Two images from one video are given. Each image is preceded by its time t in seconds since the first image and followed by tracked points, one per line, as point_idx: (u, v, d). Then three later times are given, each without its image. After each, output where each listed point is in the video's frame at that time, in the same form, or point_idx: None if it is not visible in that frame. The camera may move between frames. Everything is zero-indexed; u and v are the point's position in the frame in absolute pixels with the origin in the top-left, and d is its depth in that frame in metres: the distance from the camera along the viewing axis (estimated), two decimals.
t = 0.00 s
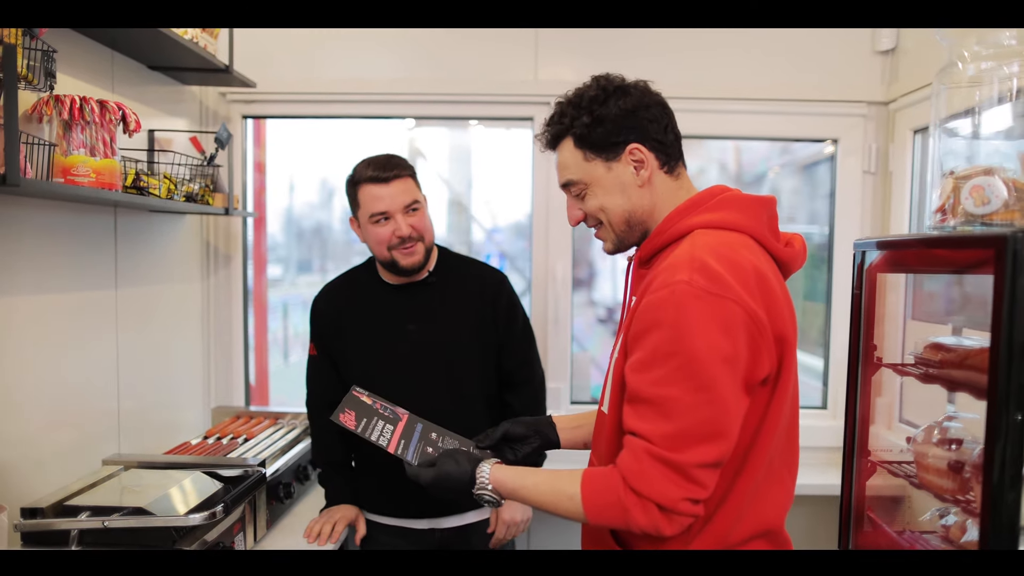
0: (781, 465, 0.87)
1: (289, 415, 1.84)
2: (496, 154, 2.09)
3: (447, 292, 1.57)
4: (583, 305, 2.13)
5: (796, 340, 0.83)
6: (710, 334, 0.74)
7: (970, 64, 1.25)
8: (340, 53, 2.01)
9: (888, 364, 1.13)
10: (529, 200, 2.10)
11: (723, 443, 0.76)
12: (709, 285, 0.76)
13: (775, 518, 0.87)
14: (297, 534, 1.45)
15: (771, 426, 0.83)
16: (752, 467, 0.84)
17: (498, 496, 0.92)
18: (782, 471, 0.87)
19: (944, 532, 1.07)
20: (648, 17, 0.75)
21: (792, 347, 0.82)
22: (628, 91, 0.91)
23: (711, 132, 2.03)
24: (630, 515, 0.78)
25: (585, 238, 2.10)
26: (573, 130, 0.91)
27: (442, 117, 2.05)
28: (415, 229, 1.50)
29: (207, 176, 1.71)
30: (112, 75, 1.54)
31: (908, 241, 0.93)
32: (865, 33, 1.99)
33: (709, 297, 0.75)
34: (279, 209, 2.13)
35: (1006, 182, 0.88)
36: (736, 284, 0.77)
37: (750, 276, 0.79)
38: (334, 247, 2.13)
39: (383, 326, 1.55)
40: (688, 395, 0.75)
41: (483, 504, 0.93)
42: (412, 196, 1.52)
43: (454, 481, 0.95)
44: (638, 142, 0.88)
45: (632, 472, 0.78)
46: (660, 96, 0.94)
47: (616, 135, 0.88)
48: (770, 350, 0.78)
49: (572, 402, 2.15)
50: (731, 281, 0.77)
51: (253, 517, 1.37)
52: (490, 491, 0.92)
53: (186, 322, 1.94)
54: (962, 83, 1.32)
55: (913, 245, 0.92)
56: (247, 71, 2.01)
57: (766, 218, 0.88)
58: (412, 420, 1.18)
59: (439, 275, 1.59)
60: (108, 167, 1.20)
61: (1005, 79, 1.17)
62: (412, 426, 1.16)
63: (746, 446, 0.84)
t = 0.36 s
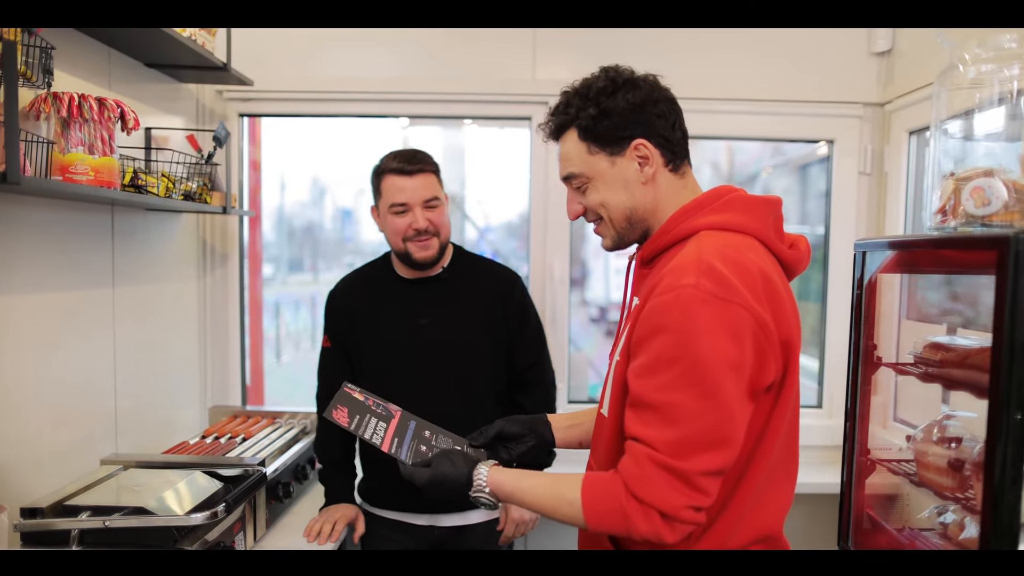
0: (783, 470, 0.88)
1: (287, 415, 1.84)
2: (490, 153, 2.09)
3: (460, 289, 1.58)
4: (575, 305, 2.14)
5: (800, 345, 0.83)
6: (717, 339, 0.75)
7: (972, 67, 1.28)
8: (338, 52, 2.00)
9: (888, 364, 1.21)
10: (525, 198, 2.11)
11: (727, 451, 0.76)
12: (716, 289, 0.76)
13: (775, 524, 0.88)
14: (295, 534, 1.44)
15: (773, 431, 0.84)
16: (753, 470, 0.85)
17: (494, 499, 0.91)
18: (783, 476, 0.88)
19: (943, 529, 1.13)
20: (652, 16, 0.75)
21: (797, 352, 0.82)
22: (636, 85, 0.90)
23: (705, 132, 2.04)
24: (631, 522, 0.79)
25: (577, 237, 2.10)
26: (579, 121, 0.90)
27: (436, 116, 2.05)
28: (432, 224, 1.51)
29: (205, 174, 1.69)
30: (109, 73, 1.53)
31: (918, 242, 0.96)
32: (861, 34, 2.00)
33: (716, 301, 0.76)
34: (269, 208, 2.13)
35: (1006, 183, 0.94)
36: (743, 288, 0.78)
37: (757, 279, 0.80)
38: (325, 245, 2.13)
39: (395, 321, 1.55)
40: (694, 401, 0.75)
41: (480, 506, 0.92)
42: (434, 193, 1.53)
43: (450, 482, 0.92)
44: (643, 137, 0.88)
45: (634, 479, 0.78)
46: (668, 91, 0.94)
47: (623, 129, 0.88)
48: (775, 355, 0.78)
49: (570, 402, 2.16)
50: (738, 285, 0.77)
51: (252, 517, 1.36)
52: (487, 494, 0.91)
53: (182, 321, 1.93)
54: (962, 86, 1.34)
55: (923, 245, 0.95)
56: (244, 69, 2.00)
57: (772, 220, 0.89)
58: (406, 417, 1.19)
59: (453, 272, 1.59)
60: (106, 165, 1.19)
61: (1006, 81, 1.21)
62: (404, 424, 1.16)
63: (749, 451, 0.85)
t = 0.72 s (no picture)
0: (787, 467, 0.89)
1: (287, 413, 1.84)
2: (486, 152, 2.10)
3: (491, 294, 1.59)
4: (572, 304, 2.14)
5: (795, 342, 0.83)
6: (702, 345, 0.75)
7: (972, 69, 1.29)
8: (337, 51, 2.00)
9: (888, 362, 1.24)
10: (524, 197, 2.11)
11: (723, 456, 0.76)
12: (699, 294, 0.77)
13: (786, 522, 0.89)
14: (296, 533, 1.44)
15: (773, 429, 0.84)
16: (754, 471, 0.85)
17: (496, 508, 0.91)
18: (787, 474, 0.88)
19: (943, 526, 1.14)
20: (653, 16, 0.76)
21: (792, 349, 0.82)
22: (585, 114, 0.87)
23: (702, 131, 2.05)
24: (630, 530, 0.80)
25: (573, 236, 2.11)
26: (535, 157, 0.91)
27: (433, 115, 2.05)
28: (462, 235, 1.51)
29: (205, 172, 1.69)
30: (110, 71, 1.53)
31: (957, 242, 0.94)
32: (859, 35, 2.01)
33: (700, 307, 0.76)
34: (263, 207, 2.13)
35: (1007, 184, 0.97)
36: (728, 292, 0.78)
37: (743, 281, 0.80)
38: (321, 245, 2.14)
39: (422, 323, 1.56)
40: (682, 409, 0.76)
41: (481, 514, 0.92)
42: (466, 204, 1.51)
43: (453, 489, 0.92)
44: (597, 170, 0.88)
45: (630, 488, 0.79)
46: (628, 106, 0.90)
47: (575, 165, 0.88)
48: (765, 356, 0.78)
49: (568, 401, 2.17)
50: (722, 289, 0.77)
51: (255, 516, 1.36)
52: (488, 502, 0.91)
53: (182, 320, 1.93)
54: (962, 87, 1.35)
55: (959, 244, 0.93)
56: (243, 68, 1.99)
57: (754, 217, 0.89)
58: (408, 426, 1.16)
59: (484, 277, 1.60)
60: (108, 163, 1.19)
61: (1006, 82, 1.23)
62: (407, 432, 1.13)
63: (753, 451, 0.85)
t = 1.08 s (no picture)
0: (788, 462, 0.91)
1: (287, 408, 1.85)
2: (482, 148, 2.09)
3: (509, 292, 1.60)
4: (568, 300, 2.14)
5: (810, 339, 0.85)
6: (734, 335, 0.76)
7: (974, 65, 1.30)
8: (337, 46, 2.00)
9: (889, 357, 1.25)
10: (524, 193, 2.11)
11: (747, 445, 0.78)
12: (732, 285, 0.78)
13: (777, 519, 0.90)
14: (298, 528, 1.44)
15: (784, 424, 0.86)
16: (755, 466, 0.86)
17: (517, 499, 0.90)
18: (788, 469, 0.91)
19: (943, 519, 1.16)
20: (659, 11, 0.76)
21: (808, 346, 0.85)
22: (643, 78, 0.89)
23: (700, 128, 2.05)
24: (654, 517, 0.80)
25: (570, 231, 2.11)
26: (583, 113, 0.91)
27: (431, 111, 2.05)
28: (481, 237, 1.51)
29: (206, 167, 1.68)
30: (111, 67, 1.53)
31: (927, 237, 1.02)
32: (859, 32, 2.01)
33: (732, 298, 0.77)
34: (260, 202, 2.13)
35: (1008, 179, 0.98)
36: (757, 285, 0.79)
37: (771, 274, 0.81)
38: (317, 241, 2.14)
39: (441, 318, 1.56)
40: (712, 397, 0.77)
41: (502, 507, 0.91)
42: (485, 206, 1.49)
43: (472, 483, 0.92)
44: (645, 132, 0.88)
45: (655, 475, 0.79)
46: (682, 84, 0.92)
47: (625, 124, 0.88)
48: (788, 350, 0.80)
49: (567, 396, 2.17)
50: (753, 282, 0.79)
51: (257, 509, 1.37)
52: (509, 493, 0.90)
53: (182, 315, 1.92)
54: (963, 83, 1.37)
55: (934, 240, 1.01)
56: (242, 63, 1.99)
57: (781, 216, 0.90)
58: (421, 418, 1.19)
59: (503, 276, 1.61)
60: (111, 159, 1.19)
61: (1009, 79, 1.26)
62: (421, 426, 1.16)
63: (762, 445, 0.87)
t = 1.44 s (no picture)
0: (790, 458, 0.93)
1: (284, 405, 1.85)
2: (477, 146, 2.10)
3: (510, 291, 1.60)
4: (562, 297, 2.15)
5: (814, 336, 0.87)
6: (742, 331, 0.78)
7: (967, 66, 1.33)
8: (333, 44, 2.00)
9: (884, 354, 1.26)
10: (519, 190, 2.12)
11: (755, 439, 0.79)
12: (741, 280, 0.79)
13: (779, 516, 0.92)
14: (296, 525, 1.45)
15: (788, 420, 0.88)
16: (760, 462, 0.88)
17: (525, 495, 0.92)
18: (790, 465, 0.93)
19: (936, 513, 1.19)
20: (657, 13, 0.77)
21: (812, 343, 0.87)
22: (656, 77, 0.90)
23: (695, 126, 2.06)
24: (663, 512, 0.80)
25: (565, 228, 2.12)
26: (595, 108, 0.93)
27: (426, 108, 2.05)
28: (481, 237, 1.51)
29: (202, 164, 1.68)
30: (108, 64, 1.52)
31: (907, 236, 1.07)
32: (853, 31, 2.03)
33: (741, 293, 0.78)
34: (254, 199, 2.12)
35: (1000, 178, 0.99)
36: (766, 282, 0.80)
37: (778, 271, 0.83)
38: (310, 239, 2.14)
39: (442, 315, 1.57)
40: (722, 391, 0.78)
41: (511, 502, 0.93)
42: (485, 208, 1.50)
43: (479, 478, 0.96)
44: (653, 132, 0.89)
45: (664, 469, 0.80)
46: (698, 84, 0.93)
47: (634, 122, 0.89)
48: (794, 346, 0.82)
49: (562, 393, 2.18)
50: (761, 278, 0.80)
51: (255, 505, 1.36)
52: (518, 489, 0.92)
53: (178, 312, 1.92)
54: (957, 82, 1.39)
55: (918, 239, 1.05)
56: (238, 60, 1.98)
57: (788, 215, 0.91)
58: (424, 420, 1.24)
59: (504, 275, 1.61)
60: (109, 155, 1.18)
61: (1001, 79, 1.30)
62: (424, 427, 1.21)
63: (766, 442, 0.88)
